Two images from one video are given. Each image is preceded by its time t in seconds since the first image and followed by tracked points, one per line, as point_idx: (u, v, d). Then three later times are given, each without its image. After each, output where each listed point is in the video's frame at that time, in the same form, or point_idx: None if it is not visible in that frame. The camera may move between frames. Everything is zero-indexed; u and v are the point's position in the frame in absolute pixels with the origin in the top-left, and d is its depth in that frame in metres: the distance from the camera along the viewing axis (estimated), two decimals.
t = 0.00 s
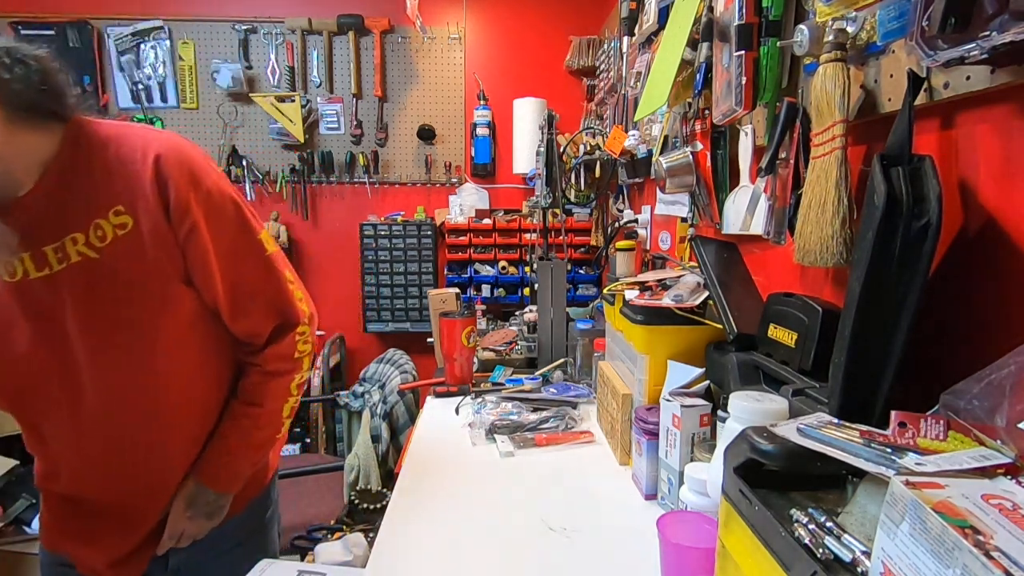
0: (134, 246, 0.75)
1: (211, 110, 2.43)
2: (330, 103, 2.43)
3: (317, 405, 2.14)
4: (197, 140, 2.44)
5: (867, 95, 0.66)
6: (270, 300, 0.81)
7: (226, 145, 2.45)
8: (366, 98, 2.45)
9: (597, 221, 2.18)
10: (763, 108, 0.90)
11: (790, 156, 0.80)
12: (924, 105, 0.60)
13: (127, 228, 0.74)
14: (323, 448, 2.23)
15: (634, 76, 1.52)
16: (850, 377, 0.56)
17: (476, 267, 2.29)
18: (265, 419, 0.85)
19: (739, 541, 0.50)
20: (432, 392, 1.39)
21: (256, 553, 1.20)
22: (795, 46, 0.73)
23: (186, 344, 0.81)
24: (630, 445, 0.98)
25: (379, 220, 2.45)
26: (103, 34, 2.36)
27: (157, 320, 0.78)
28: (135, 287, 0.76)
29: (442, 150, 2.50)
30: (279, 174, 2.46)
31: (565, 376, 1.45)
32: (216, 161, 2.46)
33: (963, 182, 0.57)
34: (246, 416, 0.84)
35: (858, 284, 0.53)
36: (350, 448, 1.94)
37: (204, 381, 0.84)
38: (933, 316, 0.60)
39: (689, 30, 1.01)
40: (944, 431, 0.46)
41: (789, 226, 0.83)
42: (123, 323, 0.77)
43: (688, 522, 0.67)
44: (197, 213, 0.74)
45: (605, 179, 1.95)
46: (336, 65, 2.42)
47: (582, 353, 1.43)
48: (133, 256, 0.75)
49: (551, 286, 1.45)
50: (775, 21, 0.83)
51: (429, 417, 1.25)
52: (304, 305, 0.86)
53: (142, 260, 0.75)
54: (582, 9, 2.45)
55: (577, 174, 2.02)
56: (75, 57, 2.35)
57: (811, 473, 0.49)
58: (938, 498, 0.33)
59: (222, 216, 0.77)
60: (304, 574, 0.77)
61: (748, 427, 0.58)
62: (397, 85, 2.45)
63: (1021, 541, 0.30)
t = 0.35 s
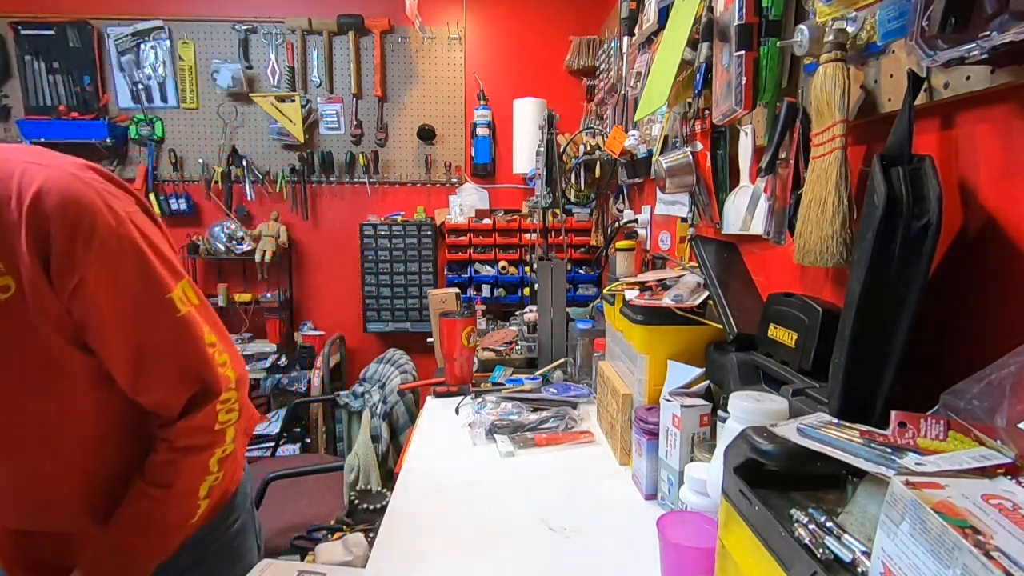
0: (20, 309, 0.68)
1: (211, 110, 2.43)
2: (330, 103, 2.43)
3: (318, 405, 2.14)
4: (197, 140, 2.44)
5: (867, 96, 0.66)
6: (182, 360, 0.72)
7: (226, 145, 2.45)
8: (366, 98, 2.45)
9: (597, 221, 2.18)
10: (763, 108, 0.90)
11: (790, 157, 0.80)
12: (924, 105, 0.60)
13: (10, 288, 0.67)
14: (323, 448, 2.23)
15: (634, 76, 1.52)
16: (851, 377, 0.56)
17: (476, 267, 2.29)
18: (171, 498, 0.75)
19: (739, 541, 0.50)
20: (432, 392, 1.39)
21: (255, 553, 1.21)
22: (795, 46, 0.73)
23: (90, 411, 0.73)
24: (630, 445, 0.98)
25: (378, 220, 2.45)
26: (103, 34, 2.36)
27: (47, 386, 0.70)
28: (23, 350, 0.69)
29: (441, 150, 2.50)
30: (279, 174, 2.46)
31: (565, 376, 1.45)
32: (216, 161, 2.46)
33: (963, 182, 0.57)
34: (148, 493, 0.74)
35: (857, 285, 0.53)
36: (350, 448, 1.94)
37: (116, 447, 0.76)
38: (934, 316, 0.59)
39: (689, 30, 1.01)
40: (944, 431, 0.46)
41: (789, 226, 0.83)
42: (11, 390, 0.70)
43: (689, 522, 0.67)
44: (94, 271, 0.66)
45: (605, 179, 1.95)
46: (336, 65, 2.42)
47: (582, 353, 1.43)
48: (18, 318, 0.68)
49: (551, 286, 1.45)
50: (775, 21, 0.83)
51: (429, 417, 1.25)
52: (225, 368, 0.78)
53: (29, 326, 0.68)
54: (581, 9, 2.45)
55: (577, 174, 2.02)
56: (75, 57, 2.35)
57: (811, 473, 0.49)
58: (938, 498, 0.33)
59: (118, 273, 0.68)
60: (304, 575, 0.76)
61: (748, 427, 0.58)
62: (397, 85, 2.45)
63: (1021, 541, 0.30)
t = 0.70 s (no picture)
0: None
1: (211, 111, 2.43)
2: (330, 103, 2.43)
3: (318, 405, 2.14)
4: (197, 140, 2.44)
5: (867, 95, 0.66)
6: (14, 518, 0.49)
7: (226, 145, 2.45)
8: (366, 98, 2.45)
9: (597, 221, 2.18)
10: (763, 108, 0.90)
11: (790, 156, 0.80)
12: (924, 105, 0.60)
13: None
14: (323, 448, 2.24)
15: (634, 76, 1.52)
16: (850, 377, 0.56)
17: (476, 267, 2.29)
18: None
19: (739, 541, 0.50)
20: (432, 392, 1.39)
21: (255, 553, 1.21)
22: (795, 46, 0.73)
23: None
24: (630, 445, 0.98)
25: (378, 220, 2.46)
26: (103, 34, 2.36)
27: None
28: None
29: (442, 150, 2.50)
30: (279, 174, 2.46)
31: (565, 376, 1.45)
32: (215, 161, 2.46)
33: (963, 182, 0.57)
34: None
35: (858, 284, 0.53)
36: (350, 449, 1.94)
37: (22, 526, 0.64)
38: (935, 316, 0.59)
39: (688, 30, 1.01)
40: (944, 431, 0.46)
41: (788, 226, 0.83)
42: None
43: (689, 521, 0.67)
44: None
45: (605, 179, 1.95)
46: (336, 65, 2.42)
47: (582, 353, 1.43)
48: None
49: (551, 286, 1.45)
50: (775, 21, 0.83)
51: (429, 417, 1.25)
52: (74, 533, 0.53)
53: None
54: (582, 9, 2.45)
55: (576, 174, 2.02)
56: (75, 57, 2.35)
57: (810, 473, 0.49)
58: (938, 498, 0.33)
59: None
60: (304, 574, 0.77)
61: (748, 427, 0.58)
62: (397, 85, 2.45)
63: (1021, 541, 0.30)
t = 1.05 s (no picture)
0: None
1: (211, 111, 2.43)
2: (330, 103, 2.43)
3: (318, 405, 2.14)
4: (197, 140, 2.44)
5: (867, 95, 0.66)
6: None
7: (226, 145, 2.45)
8: (366, 98, 2.45)
9: (597, 221, 2.18)
10: (763, 108, 0.90)
11: (790, 157, 0.80)
12: (924, 105, 0.60)
13: None
14: (323, 448, 2.24)
15: (634, 76, 1.52)
16: (850, 377, 0.56)
17: (476, 267, 2.29)
18: None
19: (739, 541, 0.50)
20: (432, 392, 1.39)
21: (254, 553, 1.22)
22: (795, 46, 0.73)
23: None
24: (630, 445, 0.98)
25: (378, 220, 2.46)
26: (103, 34, 2.36)
27: None
28: None
29: (441, 150, 2.50)
30: (279, 174, 2.46)
31: (565, 376, 1.45)
32: (215, 161, 2.46)
33: (963, 182, 0.57)
34: None
35: (858, 285, 0.53)
36: (350, 449, 1.94)
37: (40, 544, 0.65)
38: (936, 315, 0.59)
39: (688, 30, 1.01)
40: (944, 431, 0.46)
41: (788, 226, 0.83)
42: None
43: (689, 522, 0.67)
44: None
45: (605, 179, 1.95)
46: (336, 65, 2.41)
47: (582, 353, 1.43)
48: None
49: (551, 286, 1.45)
50: (775, 21, 0.83)
51: (429, 417, 1.25)
52: None
53: None
54: (582, 10, 2.45)
55: (576, 174, 2.02)
56: (75, 57, 2.35)
57: (811, 473, 0.49)
58: (939, 498, 0.33)
59: None
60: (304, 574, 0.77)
61: (748, 427, 0.58)
62: (397, 85, 2.45)
63: (1021, 541, 0.29)
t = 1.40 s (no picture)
0: None
1: (211, 111, 2.43)
2: (330, 103, 2.43)
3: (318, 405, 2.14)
4: (197, 140, 2.44)
5: (867, 95, 0.66)
6: None
7: (226, 145, 2.45)
8: (366, 98, 2.45)
9: (597, 221, 2.18)
10: (763, 108, 0.90)
11: (790, 157, 0.80)
12: (924, 105, 0.60)
13: None
14: (323, 448, 2.24)
15: (634, 76, 1.52)
16: (850, 377, 0.56)
17: (476, 267, 2.29)
18: None
19: (739, 541, 0.50)
20: (432, 392, 1.39)
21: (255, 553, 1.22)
22: (795, 46, 0.73)
23: None
24: (630, 445, 0.98)
25: (378, 220, 2.46)
26: (103, 34, 2.36)
27: None
28: None
29: (442, 150, 2.50)
30: (279, 174, 2.46)
31: (565, 376, 1.45)
32: (215, 161, 2.46)
33: (963, 182, 0.57)
34: None
35: (858, 285, 0.53)
36: (350, 449, 1.94)
37: None
38: (935, 315, 0.59)
39: (689, 30, 1.01)
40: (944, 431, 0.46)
41: (789, 226, 0.83)
42: None
43: (688, 522, 0.67)
44: None
45: (606, 179, 1.95)
46: (336, 65, 2.41)
47: (582, 353, 1.43)
48: None
49: (551, 286, 1.45)
50: (775, 21, 0.83)
51: (429, 417, 1.25)
52: None
53: None
54: (582, 10, 2.46)
55: (577, 174, 2.02)
56: (75, 57, 2.35)
57: (811, 473, 0.49)
58: (939, 498, 0.33)
59: None
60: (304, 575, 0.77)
61: (748, 427, 0.58)
62: (397, 85, 2.45)
63: (1021, 542, 0.30)
